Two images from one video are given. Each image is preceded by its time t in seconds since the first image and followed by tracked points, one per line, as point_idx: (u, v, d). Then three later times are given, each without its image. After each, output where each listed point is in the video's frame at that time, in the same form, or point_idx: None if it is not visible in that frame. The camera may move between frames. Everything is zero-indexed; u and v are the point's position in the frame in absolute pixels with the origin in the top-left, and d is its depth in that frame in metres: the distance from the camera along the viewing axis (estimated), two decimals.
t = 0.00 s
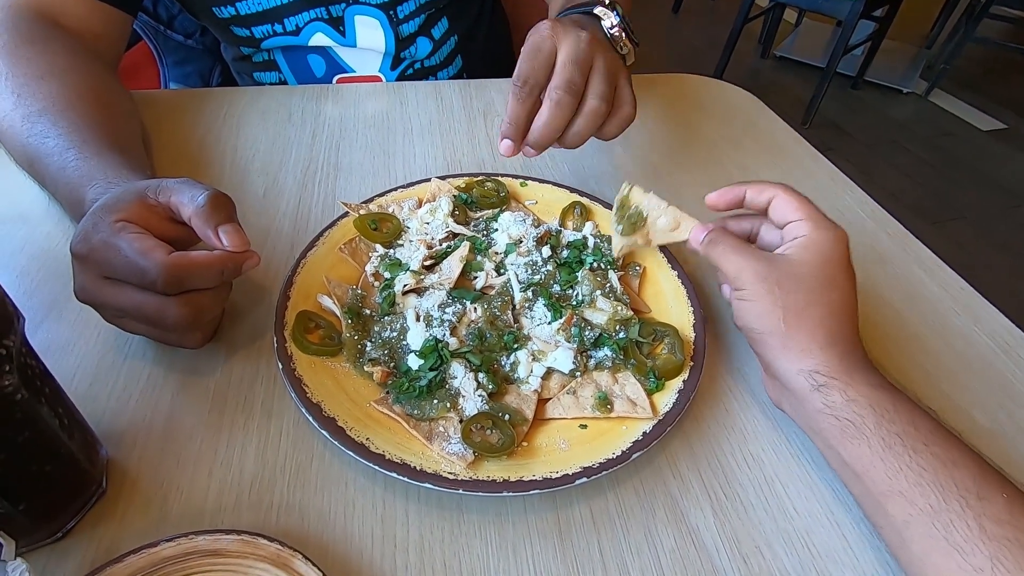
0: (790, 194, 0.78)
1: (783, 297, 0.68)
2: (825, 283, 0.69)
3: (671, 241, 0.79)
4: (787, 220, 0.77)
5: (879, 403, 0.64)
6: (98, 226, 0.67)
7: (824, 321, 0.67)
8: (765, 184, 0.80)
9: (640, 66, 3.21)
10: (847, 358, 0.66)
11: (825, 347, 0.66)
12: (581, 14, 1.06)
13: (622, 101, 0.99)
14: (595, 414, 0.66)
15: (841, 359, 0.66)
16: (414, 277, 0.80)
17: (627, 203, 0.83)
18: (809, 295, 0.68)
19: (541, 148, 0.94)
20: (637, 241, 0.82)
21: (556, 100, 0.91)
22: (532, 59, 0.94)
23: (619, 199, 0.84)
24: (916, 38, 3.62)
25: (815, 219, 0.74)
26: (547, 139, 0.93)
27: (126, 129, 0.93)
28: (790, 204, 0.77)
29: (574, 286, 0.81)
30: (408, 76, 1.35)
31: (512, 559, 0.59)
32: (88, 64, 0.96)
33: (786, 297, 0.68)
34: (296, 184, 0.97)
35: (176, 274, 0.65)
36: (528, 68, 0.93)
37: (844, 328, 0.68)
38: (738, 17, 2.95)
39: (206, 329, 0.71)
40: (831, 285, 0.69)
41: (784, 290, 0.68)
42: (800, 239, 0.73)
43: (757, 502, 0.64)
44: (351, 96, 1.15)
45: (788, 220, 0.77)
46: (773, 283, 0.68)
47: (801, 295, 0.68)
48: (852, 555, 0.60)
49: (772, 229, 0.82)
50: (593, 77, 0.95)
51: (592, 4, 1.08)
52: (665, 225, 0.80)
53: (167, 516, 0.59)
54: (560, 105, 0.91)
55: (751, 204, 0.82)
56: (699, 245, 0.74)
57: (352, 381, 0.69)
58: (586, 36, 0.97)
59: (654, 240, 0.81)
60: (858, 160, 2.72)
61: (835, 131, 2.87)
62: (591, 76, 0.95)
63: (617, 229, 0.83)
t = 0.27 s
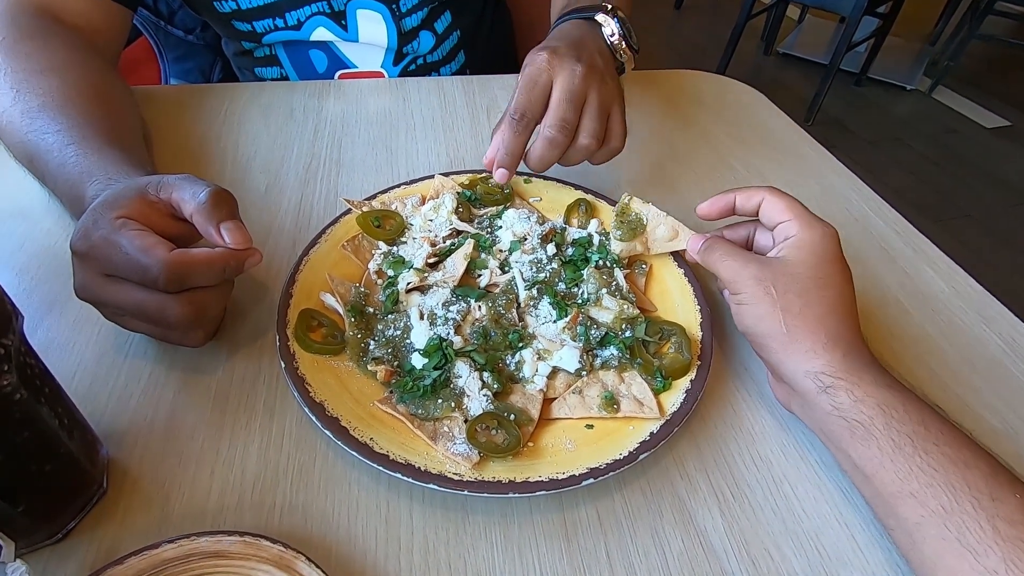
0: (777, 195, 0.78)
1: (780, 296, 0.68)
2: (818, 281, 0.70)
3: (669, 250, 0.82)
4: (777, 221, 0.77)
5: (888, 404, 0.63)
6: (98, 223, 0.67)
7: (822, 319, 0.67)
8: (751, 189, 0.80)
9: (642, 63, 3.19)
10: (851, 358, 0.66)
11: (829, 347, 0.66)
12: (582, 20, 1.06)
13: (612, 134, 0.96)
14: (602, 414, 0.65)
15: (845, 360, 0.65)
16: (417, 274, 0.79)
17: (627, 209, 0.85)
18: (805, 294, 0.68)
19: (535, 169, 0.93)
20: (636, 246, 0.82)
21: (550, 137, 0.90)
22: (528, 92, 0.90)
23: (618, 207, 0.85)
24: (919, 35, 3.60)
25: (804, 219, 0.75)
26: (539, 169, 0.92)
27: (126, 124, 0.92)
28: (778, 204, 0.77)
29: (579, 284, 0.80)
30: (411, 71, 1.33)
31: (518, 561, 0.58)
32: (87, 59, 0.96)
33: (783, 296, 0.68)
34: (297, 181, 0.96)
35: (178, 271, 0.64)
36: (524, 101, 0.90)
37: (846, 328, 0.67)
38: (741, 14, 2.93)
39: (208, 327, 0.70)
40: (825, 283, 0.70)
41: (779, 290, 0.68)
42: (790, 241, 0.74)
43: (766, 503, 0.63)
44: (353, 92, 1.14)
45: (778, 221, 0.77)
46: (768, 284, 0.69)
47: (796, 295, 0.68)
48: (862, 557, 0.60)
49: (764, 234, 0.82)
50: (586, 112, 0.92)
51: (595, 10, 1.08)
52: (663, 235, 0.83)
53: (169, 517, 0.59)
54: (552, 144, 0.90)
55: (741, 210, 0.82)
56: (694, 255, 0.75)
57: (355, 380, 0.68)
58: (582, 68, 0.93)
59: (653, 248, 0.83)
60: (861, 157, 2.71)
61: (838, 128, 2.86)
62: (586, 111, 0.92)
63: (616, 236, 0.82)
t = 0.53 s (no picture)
0: (788, 188, 0.76)
1: (786, 295, 0.67)
2: (825, 281, 0.69)
3: (681, 232, 0.80)
4: (788, 216, 0.76)
5: (879, 403, 0.63)
6: (98, 222, 0.67)
7: (825, 320, 0.67)
8: (761, 181, 0.79)
9: (643, 61, 3.20)
10: (849, 360, 0.66)
11: (826, 349, 0.66)
12: (571, 32, 1.08)
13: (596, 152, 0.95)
14: (597, 410, 0.66)
15: (843, 361, 0.66)
16: (415, 272, 0.79)
17: (635, 194, 0.84)
18: (810, 293, 0.68)
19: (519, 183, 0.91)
20: (643, 231, 0.81)
21: (533, 154, 0.88)
22: (510, 106, 0.90)
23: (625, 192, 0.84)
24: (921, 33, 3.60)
25: (816, 215, 0.73)
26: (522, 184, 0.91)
27: (127, 124, 0.93)
28: (789, 199, 0.76)
29: (576, 281, 0.80)
30: (411, 70, 1.34)
31: (514, 554, 0.59)
32: (89, 59, 0.96)
33: (789, 296, 0.67)
34: (297, 179, 0.97)
35: (177, 269, 0.65)
36: (504, 115, 0.89)
37: (846, 328, 0.68)
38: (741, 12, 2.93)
39: (207, 324, 0.71)
40: (831, 282, 0.69)
41: (785, 287, 0.68)
42: (801, 236, 0.72)
43: (759, 498, 0.64)
44: (353, 91, 1.14)
45: (788, 216, 0.76)
46: (775, 279, 0.68)
47: (802, 293, 0.68)
48: (854, 551, 0.60)
49: (773, 223, 0.80)
50: (570, 129, 0.91)
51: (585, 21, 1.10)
52: (673, 219, 0.81)
53: (169, 511, 0.59)
54: (537, 160, 0.88)
55: (750, 202, 0.80)
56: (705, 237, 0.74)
57: (353, 376, 0.69)
58: (566, 86, 0.93)
59: (663, 232, 0.81)
60: (861, 155, 2.71)
61: (838, 126, 2.86)
62: (569, 127, 0.91)
63: (624, 223, 0.81)
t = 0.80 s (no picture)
0: (770, 193, 0.78)
1: (773, 297, 0.69)
2: (813, 282, 0.70)
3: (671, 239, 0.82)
4: (772, 221, 0.77)
5: (869, 403, 0.64)
6: (98, 224, 0.68)
7: (812, 321, 0.68)
8: (744, 188, 0.80)
9: (642, 62, 3.20)
10: (837, 359, 0.67)
11: (815, 349, 0.67)
12: (567, 28, 1.08)
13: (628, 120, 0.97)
14: (592, 409, 0.67)
15: (828, 359, 0.67)
16: (412, 273, 0.80)
17: (625, 204, 0.84)
18: (798, 294, 0.69)
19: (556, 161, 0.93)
20: (636, 241, 0.83)
21: (572, 125, 0.90)
22: (535, 84, 0.92)
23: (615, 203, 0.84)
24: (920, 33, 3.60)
25: (799, 217, 0.75)
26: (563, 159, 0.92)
27: (126, 127, 0.93)
28: (772, 204, 0.77)
29: (571, 282, 0.81)
30: (408, 74, 1.36)
31: (509, 552, 0.59)
32: (89, 62, 0.97)
33: (776, 297, 0.69)
34: (295, 181, 0.98)
35: (176, 270, 0.66)
36: (532, 94, 0.91)
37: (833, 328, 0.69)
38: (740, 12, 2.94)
39: (206, 325, 0.72)
40: (819, 284, 0.71)
41: (772, 290, 0.69)
42: (786, 240, 0.74)
43: (752, 496, 0.64)
44: (351, 94, 1.15)
45: (772, 220, 0.77)
46: (761, 282, 0.70)
47: (789, 295, 0.69)
48: (846, 548, 0.61)
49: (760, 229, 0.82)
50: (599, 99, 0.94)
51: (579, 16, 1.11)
52: (663, 226, 0.83)
53: (168, 509, 0.60)
54: (576, 130, 0.90)
55: (735, 210, 0.81)
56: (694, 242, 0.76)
57: (350, 376, 0.69)
58: (583, 61, 0.97)
59: (654, 240, 0.83)
60: (860, 155, 2.72)
61: (837, 126, 2.87)
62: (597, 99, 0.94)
63: (615, 232, 0.83)
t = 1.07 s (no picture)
0: (797, 181, 0.77)
1: (783, 295, 0.68)
2: (826, 281, 0.69)
3: (684, 216, 0.81)
4: (795, 210, 0.76)
5: (871, 403, 0.64)
6: (99, 227, 0.68)
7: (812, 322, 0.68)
8: (771, 171, 0.79)
9: (641, 63, 3.20)
10: (842, 359, 0.67)
11: (820, 348, 0.67)
12: (523, 26, 1.08)
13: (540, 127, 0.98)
14: (592, 410, 0.67)
15: (834, 359, 0.67)
16: (412, 275, 0.80)
17: (635, 178, 0.85)
18: (809, 293, 0.68)
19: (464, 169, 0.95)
20: (645, 217, 0.83)
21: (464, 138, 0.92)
22: (450, 96, 0.94)
23: (626, 176, 0.85)
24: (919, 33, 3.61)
25: (823, 212, 0.73)
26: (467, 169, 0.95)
27: (128, 130, 0.94)
28: (797, 193, 0.76)
29: (571, 283, 0.81)
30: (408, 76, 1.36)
31: (510, 552, 0.60)
32: (90, 66, 0.98)
33: (786, 294, 0.68)
34: (296, 183, 0.98)
35: (177, 273, 0.66)
36: (444, 105, 0.94)
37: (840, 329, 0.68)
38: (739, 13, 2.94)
39: (207, 327, 0.72)
40: (832, 284, 0.69)
41: (784, 287, 0.68)
42: (805, 233, 0.73)
43: (752, 496, 0.65)
44: (351, 96, 1.15)
45: (795, 210, 0.76)
46: (775, 278, 0.68)
47: (799, 293, 0.68)
48: (846, 548, 0.61)
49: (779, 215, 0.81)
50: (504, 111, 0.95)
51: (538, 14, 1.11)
52: (674, 202, 0.82)
53: (170, 511, 0.60)
54: (469, 144, 0.92)
55: (758, 191, 0.81)
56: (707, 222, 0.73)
57: (351, 377, 0.70)
58: (501, 65, 0.96)
59: (664, 216, 0.82)
60: (860, 155, 2.72)
61: (836, 127, 2.87)
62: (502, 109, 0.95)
63: (625, 209, 0.83)
